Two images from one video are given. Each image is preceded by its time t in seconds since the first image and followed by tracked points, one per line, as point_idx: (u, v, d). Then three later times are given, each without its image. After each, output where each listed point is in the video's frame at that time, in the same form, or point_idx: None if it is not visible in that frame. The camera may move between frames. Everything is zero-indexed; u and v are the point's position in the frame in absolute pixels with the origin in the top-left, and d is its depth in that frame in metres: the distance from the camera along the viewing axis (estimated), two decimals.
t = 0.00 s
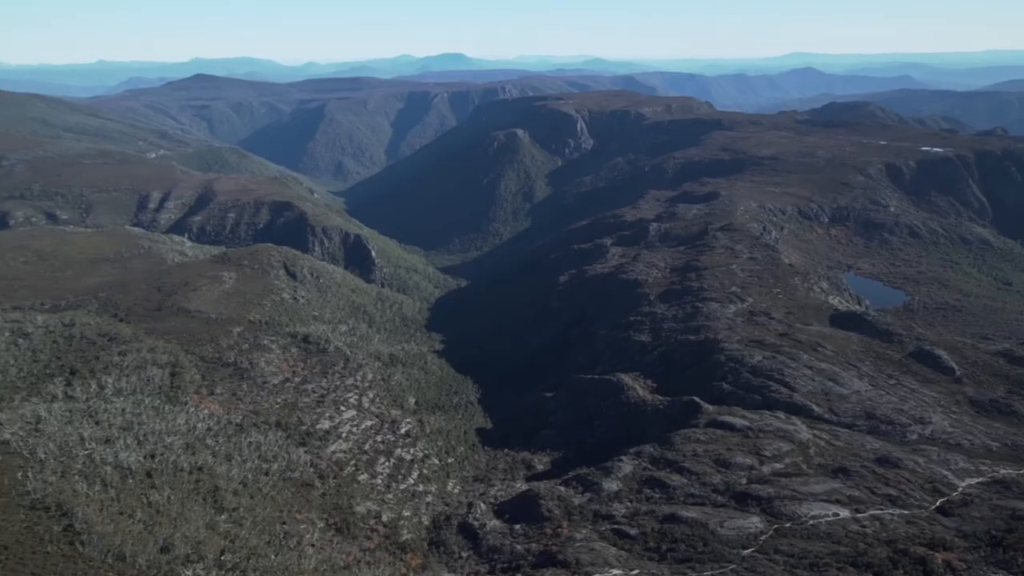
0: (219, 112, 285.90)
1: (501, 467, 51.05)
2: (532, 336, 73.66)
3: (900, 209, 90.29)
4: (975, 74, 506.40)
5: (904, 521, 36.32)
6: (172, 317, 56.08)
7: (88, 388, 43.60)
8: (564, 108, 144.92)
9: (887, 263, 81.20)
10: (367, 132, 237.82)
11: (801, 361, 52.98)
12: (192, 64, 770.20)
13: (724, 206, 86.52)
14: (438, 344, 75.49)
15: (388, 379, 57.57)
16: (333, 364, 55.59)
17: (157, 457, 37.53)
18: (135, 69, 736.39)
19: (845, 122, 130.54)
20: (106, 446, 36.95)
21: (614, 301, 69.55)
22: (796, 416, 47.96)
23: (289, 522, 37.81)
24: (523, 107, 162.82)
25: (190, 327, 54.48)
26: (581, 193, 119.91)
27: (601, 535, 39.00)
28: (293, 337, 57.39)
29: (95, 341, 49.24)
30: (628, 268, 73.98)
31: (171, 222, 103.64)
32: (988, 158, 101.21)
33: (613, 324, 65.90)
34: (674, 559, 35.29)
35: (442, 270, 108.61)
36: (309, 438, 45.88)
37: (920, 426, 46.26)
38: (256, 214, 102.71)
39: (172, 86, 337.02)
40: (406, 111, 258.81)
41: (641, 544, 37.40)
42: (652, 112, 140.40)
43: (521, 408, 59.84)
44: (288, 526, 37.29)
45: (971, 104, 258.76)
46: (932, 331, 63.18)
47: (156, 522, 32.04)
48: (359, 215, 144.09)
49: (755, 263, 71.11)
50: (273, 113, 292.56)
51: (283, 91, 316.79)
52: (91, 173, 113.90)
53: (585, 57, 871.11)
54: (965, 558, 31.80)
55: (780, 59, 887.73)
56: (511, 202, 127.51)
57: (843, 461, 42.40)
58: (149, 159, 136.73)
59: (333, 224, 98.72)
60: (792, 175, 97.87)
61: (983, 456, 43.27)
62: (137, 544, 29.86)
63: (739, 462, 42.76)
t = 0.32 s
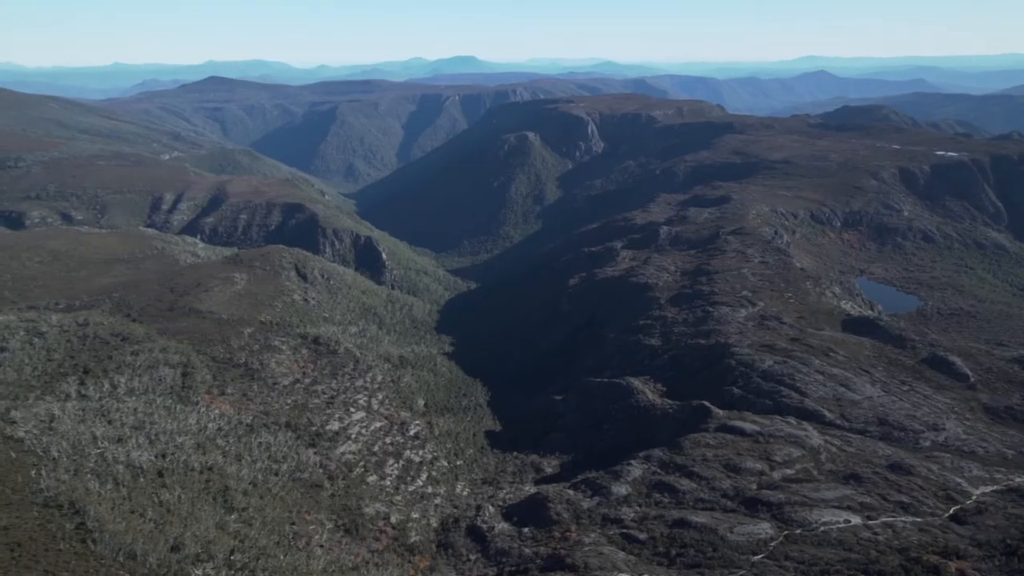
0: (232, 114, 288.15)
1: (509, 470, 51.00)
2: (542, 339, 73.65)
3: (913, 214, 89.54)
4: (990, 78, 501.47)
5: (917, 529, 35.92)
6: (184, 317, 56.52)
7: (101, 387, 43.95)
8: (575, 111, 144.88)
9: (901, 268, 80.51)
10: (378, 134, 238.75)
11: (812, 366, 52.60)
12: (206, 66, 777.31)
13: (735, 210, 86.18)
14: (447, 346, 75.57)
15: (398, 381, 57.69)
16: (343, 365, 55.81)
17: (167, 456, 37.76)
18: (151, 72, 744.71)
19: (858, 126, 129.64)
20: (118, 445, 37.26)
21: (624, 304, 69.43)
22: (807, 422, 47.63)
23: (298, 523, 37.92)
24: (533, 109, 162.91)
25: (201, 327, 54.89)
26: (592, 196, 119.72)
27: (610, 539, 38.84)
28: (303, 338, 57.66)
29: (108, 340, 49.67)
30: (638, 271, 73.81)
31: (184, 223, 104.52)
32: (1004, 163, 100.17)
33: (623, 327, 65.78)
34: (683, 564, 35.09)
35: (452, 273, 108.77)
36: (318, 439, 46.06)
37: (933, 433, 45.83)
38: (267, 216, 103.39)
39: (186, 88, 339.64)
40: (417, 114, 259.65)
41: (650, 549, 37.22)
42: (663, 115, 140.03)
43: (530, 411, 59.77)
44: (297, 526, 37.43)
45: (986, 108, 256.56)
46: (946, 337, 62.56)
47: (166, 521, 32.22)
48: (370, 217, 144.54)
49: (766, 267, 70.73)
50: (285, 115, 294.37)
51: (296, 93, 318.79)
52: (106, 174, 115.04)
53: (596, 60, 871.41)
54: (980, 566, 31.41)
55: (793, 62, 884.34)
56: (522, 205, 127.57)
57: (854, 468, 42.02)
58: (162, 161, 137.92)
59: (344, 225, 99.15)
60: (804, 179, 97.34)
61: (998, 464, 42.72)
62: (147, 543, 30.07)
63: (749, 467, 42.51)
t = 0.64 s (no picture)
0: (244, 116, 290.16)
1: (517, 472, 50.96)
2: (550, 341, 73.60)
3: (926, 218, 88.81)
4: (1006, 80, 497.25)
5: (928, 536, 35.59)
6: (195, 318, 56.89)
7: (113, 386, 44.29)
8: (585, 114, 144.85)
9: (913, 272, 79.86)
10: (389, 136, 239.68)
11: (823, 371, 52.28)
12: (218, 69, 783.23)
13: (745, 213, 85.82)
14: (456, 348, 75.65)
15: (406, 383, 57.80)
16: (352, 366, 56.01)
17: (178, 456, 38.01)
18: (164, 74, 751.21)
19: (870, 129, 128.92)
20: (129, 444, 37.54)
21: (633, 308, 69.31)
22: (818, 427, 47.32)
23: (306, 523, 38.05)
24: (543, 112, 163.01)
25: (212, 327, 55.22)
26: (602, 199, 119.56)
27: (618, 542, 38.72)
28: (313, 339, 57.88)
29: (120, 340, 50.08)
30: (647, 274, 73.62)
31: (195, 224, 105.20)
32: (1019, 167, 99.19)
33: (632, 330, 65.64)
34: (691, 569, 34.92)
35: (461, 275, 108.92)
36: (327, 440, 46.22)
37: (946, 439, 45.42)
38: (278, 217, 103.97)
39: (198, 90, 342.40)
40: (428, 116, 260.53)
41: (658, 553, 37.04)
42: (673, 118, 139.75)
43: (539, 414, 59.73)
44: (306, 527, 37.56)
45: (1001, 111, 254.54)
46: (959, 342, 61.99)
47: (176, 520, 32.43)
48: (380, 218, 144.99)
49: (776, 271, 70.37)
50: (296, 117, 296.08)
51: (307, 95, 320.53)
52: (119, 176, 116.00)
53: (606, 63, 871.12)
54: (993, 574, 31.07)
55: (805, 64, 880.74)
56: (531, 207, 127.56)
57: (865, 474, 41.69)
58: (175, 162, 139.01)
59: (354, 227, 99.50)
60: (815, 183, 96.83)
61: (1012, 471, 42.27)
62: (157, 541, 30.26)
63: (759, 472, 42.24)
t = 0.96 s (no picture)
0: (255, 118, 292.10)
1: (525, 474, 50.89)
2: (559, 343, 73.54)
3: (938, 221, 88.12)
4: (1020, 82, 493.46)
5: (941, 542, 35.25)
6: (205, 318, 57.24)
7: (124, 386, 44.62)
8: (594, 116, 144.77)
9: (925, 276, 79.21)
10: (398, 139, 240.50)
11: (833, 375, 51.94)
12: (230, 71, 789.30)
13: (755, 216, 85.44)
14: (464, 350, 75.73)
15: (415, 384, 57.92)
16: (360, 367, 56.23)
17: (187, 455, 38.24)
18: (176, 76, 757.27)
19: (881, 131, 128.07)
20: (139, 444, 37.83)
21: (641, 310, 69.13)
22: (828, 431, 47.01)
23: (314, 523, 38.17)
24: (553, 114, 163.05)
25: (221, 328, 55.54)
26: (611, 201, 119.37)
27: (626, 545, 38.60)
28: (322, 340, 58.14)
29: (131, 340, 50.46)
30: (656, 276, 73.42)
31: (206, 225, 105.84)
32: None
33: (640, 333, 65.48)
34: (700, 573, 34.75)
35: (470, 276, 109.06)
36: (335, 441, 46.39)
37: (958, 444, 45.02)
38: (288, 219, 104.54)
39: (210, 92, 344.77)
40: (437, 118, 261.26)
41: (666, 556, 36.86)
42: (683, 120, 139.42)
43: (547, 416, 59.61)
44: (314, 528, 37.69)
45: (1015, 114, 252.73)
46: (972, 346, 61.42)
47: (186, 520, 32.61)
48: (389, 220, 145.38)
49: (786, 274, 70.03)
50: (307, 118, 297.56)
51: (318, 97, 322.31)
52: (131, 177, 116.90)
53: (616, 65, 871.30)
54: None
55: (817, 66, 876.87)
56: (540, 209, 127.50)
57: (876, 478, 41.34)
58: (186, 163, 139.92)
59: (363, 229, 99.80)
60: (826, 185, 96.32)
61: None
62: (167, 540, 30.44)
63: (768, 476, 42.01)
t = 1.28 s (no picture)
0: (265, 120, 293.86)
1: (534, 476, 50.85)
2: (567, 344, 73.42)
3: (951, 223, 87.35)
4: None
5: (953, 547, 34.92)
6: (215, 319, 57.60)
7: (135, 385, 44.97)
8: (603, 117, 144.64)
9: (938, 277, 78.52)
10: (408, 140, 241.24)
11: (843, 377, 51.64)
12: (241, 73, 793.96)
13: (765, 217, 85.12)
14: (473, 351, 75.81)
15: (423, 385, 58.08)
16: (369, 368, 56.44)
17: (197, 455, 38.51)
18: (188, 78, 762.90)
19: (893, 132, 127.26)
20: (150, 443, 38.13)
21: (650, 312, 68.98)
22: (839, 433, 46.71)
23: (322, 524, 38.31)
24: (562, 115, 162.99)
25: (232, 328, 55.89)
26: (620, 202, 119.12)
27: (634, 548, 38.49)
28: (331, 341, 58.39)
29: (142, 340, 50.84)
30: (665, 278, 73.23)
31: (217, 226, 106.45)
32: None
33: (649, 334, 65.31)
34: None
35: (479, 278, 109.10)
36: (344, 441, 46.56)
37: (971, 448, 44.58)
38: (298, 220, 105.04)
39: (221, 94, 347.03)
40: (447, 120, 261.93)
41: (675, 559, 36.70)
42: (693, 121, 139.02)
43: (555, 418, 59.57)
44: (322, 527, 37.83)
45: None
46: (985, 349, 60.82)
47: (196, 519, 32.82)
48: (399, 221, 145.83)
49: (797, 276, 69.70)
50: (317, 120, 298.98)
51: (328, 99, 323.94)
52: (143, 178, 117.84)
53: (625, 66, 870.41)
54: None
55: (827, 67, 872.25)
56: (549, 210, 127.42)
57: (887, 482, 41.01)
58: (197, 165, 140.82)
59: (373, 230, 100.13)
60: (836, 186, 95.79)
61: None
62: (177, 540, 30.62)
63: (778, 479, 41.80)
